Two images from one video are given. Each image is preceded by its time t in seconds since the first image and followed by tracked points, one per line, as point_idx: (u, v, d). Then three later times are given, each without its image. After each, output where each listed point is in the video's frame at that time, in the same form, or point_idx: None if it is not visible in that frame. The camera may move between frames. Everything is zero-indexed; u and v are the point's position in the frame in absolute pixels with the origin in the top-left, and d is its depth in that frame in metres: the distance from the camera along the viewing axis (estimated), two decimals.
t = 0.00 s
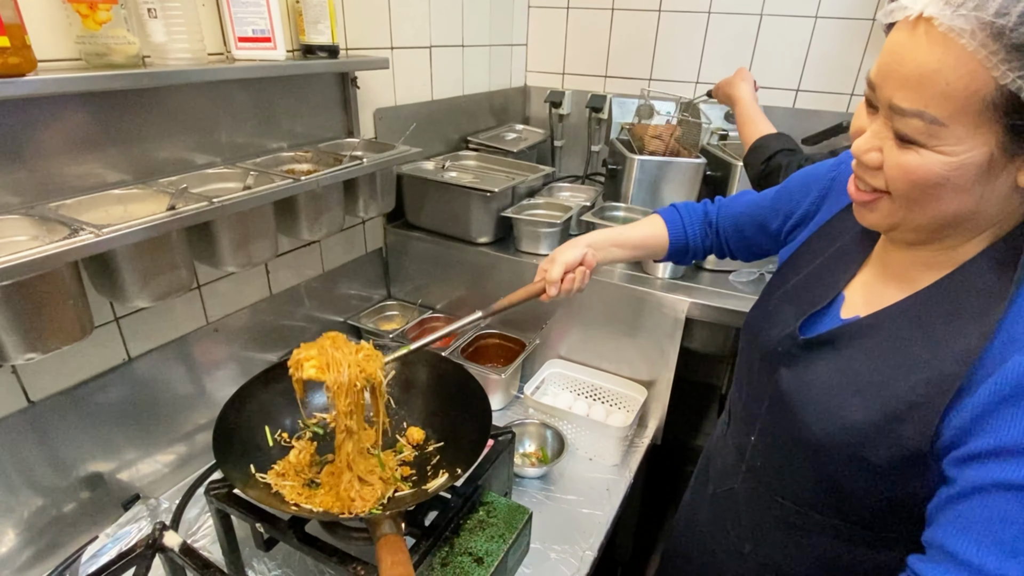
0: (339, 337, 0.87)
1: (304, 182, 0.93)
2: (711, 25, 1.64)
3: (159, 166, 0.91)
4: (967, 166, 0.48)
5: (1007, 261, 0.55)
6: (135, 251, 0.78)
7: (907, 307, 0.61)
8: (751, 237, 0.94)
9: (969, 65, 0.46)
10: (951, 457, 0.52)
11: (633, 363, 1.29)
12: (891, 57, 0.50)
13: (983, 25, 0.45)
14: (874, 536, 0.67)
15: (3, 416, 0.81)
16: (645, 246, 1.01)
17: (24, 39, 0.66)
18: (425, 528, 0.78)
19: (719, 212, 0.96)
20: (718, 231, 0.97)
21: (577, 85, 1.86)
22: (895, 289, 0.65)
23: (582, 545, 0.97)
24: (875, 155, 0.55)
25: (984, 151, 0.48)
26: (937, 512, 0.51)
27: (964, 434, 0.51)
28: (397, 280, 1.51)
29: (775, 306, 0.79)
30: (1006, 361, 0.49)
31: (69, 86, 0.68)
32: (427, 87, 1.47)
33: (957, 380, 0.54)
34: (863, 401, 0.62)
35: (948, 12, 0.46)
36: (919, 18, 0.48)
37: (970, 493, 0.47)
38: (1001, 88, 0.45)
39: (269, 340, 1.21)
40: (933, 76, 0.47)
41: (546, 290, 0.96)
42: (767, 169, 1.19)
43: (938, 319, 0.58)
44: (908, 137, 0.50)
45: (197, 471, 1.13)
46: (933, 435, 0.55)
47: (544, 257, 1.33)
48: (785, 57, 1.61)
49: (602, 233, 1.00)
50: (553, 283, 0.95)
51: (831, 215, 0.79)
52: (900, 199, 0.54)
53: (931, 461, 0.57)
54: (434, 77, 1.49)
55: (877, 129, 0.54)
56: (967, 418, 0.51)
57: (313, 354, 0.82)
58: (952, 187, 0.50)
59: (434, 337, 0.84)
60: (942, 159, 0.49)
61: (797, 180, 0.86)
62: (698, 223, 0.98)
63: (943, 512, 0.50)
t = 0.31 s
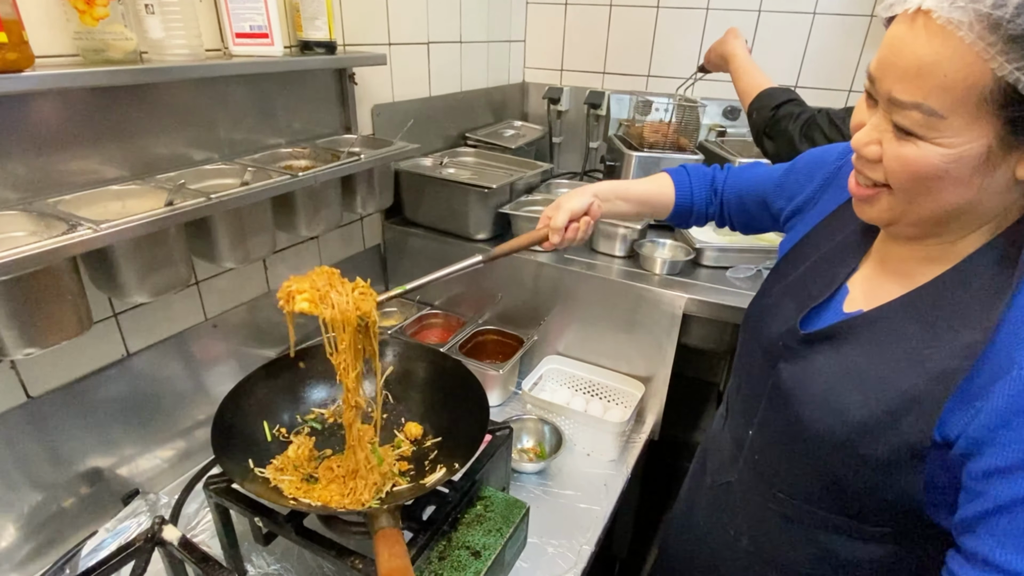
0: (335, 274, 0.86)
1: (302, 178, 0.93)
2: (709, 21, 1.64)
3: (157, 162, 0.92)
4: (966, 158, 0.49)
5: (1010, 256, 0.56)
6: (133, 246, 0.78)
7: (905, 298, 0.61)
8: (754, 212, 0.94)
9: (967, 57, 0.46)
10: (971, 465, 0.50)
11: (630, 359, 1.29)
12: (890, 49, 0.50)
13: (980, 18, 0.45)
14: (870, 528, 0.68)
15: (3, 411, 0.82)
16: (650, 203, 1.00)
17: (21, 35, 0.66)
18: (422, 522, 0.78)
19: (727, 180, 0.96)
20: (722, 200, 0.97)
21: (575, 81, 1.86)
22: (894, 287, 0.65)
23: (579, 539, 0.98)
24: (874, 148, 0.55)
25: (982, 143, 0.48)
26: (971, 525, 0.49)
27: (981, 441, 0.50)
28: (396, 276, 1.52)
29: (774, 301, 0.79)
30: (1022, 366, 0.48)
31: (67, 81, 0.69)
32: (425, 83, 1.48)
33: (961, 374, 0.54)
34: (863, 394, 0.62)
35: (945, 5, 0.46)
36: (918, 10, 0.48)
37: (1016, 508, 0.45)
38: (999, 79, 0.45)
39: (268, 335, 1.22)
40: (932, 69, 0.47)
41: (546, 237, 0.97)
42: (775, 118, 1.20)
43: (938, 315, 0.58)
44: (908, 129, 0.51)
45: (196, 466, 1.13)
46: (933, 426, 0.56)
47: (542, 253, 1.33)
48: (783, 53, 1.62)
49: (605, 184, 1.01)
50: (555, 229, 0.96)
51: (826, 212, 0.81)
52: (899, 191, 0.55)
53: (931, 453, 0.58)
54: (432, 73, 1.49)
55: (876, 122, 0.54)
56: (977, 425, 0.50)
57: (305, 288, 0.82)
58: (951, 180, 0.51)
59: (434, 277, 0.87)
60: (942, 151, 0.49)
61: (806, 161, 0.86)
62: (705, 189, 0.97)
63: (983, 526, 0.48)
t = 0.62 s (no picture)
0: (333, 251, 0.87)
1: (301, 175, 0.94)
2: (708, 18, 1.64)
3: (156, 160, 0.92)
4: (942, 155, 0.50)
5: (990, 252, 0.57)
6: (132, 243, 0.78)
7: (889, 293, 0.62)
8: (750, 196, 0.95)
9: (939, 57, 0.47)
10: (954, 459, 0.51)
11: (628, 356, 1.30)
12: (865, 50, 0.51)
13: (949, 18, 0.46)
14: (862, 522, 0.68)
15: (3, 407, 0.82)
16: (649, 179, 1.01)
17: (20, 32, 0.66)
18: (421, 517, 0.78)
19: (726, 162, 0.97)
20: (720, 180, 0.98)
21: (574, 78, 1.86)
22: (878, 281, 0.66)
23: (578, 534, 0.98)
24: (856, 146, 0.56)
25: (958, 140, 0.49)
26: (958, 514, 0.51)
27: (963, 437, 0.50)
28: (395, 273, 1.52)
29: (763, 297, 0.80)
30: (1005, 361, 0.48)
31: (66, 79, 0.69)
32: (424, 80, 1.48)
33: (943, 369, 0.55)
34: (847, 389, 0.63)
35: (917, 7, 0.47)
36: (891, 12, 0.49)
37: (1003, 501, 0.46)
38: (970, 77, 0.46)
39: (267, 332, 1.22)
40: (905, 69, 0.48)
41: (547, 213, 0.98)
42: (785, 93, 1.21)
43: (919, 309, 0.59)
44: (886, 128, 0.52)
45: (196, 463, 1.14)
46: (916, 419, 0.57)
47: (541, 250, 1.33)
48: (781, 51, 1.62)
49: (607, 159, 1.01)
50: (556, 205, 0.97)
51: (817, 206, 0.82)
52: (882, 188, 0.56)
53: (914, 446, 0.58)
54: (430, 70, 1.49)
55: (857, 121, 0.55)
56: (958, 421, 0.50)
57: (304, 265, 0.82)
58: (931, 177, 0.51)
59: (429, 254, 0.88)
60: (919, 149, 0.50)
61: (804, 149, 0.86)
62: (705, 170, 0.99)
63: (971, 516, 0.49)
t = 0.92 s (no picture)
0: (328, 274, 0.87)
1: (301, 171, 0.94)
2: (708, 15, 1.64)
3: (156, 156, 0.92)
4: (918, 151, 0.51)
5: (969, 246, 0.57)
6: (133, 239, 0.78)
7: (882, 289, 0.62)
8: (738, 198, 0.95)
9: (909, 55, 0.48)
10: (937, 449, 0.52)
11: (629, 353, 1.30)
12: (839, 51, 0.52)
13: (915, 17, 0.47)
14: (860, 518, 0.68)
15: (4, 403, 0.82)
16: (639, 188, 1.01)
17: (21, 27, 0.66)
18: (422, 513, 0.79)
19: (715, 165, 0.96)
20: (710, 182, 0.97)
21: (575, 75, 1.86)
22: (865, 278, 0.66)
23: (579, 530, 0.99)
24: (835, 145, 0.57)
25: (933, 136, 0.50)
26: (941, 504, 0.52)
27: (945, 427, 0.51)
28: (395, 270, 1.52)
29: (752, 295, 0.80)
30: (985, 353, 0.50)
31: (66, 74, 0.69)
32: (424, 77, 1.48)
33: (923, 361, 0.56)
34: (835, 383, 0.63)
35: (885, 7, 0.48)
36: (861, 13, 0.51)
37: (984, 489, 0.48)
38: (940, 74, 0.48)
39: (268, 329, 1.22)
40: (878, 68, 0.49)
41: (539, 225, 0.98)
42: (774, 113, 1.20)
43: (903, 304, 0.60)
44: (862, 126, 0.53)
45: (197, 459, 1.14)
46: (900, 411, 0.58)
47: (541, 247, 1.34)
48: (781, 48, 1.62)
49: (597, 168, 1.01)
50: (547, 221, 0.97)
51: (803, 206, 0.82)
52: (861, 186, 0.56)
53: (899, 439, 0.59)
54: (431, 67, 1.49)
55: (835, 121, 0.56)
56: (939, 411, 0.52)
57: (304, 294, 0.82)
58: (908, 172, 0.52)
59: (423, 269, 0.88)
60: (895, 145, 0.51)
61: (791, 151, 0.85)
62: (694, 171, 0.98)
63: (953, 505, 0.50)
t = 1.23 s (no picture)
0: (326, 312, 0.87)
1: (302, 167, 0.93)
2: (709, 11, 1.64)
3: (157, 152, 0.92)
4: (902, 145, 0.51)
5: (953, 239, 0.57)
6: (133, 234, 0.78)
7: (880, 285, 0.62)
8: (728, 197, 0.95)
9: (892, 49, 0.48)
10: (925, 443, 0.53)
11: (629, 350, 1.30)
12: (823, 45, 0.52)
13: (898, 11, 0.47)
14: (859, 513, 0.68)
15: (6, 398, 0.82)
16: (627, 196, 1.02)
17: (21, 22, 0.66)
18: (423, 508, 0.79)
19: (704, 165, 0.96)
20: (699, 183, 0.97)
21: (575, 72, 1.86)
22: (855, 274, 0.66)
23: (578, 526, 0.99)
24: (820, 140, 0.56)
25: (916, 130, 0.50)
26: (930, 496, 0.53)
27: (933, 421, 0.52)
28: (395, 268, 1.52)
29: (740, 295, 0.79)
30: (970, 348, 0.50)
31: (67, 69, 0.69)
32: (425, 73, 1.47)
33: (910, 356, 0.56)
34: (823, 378, 0.64)
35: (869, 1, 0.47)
36: (846, 7, 0.50)
37: (970, 482, 0.49)
38: (924, 68, 0.47)
39: (268, 326, 1.22)
40: (862, 62, 0.49)
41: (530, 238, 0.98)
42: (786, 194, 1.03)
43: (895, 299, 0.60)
44: (846, 121, 0.52)
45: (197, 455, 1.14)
46: (890, 406, 0.58)
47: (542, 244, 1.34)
48: (782, 44, 1.61)
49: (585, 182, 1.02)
50: (538, 240, 0.98)
51: (792, 201, 0.81)
52: (846, 181, 0.56)
53: (889, 434, 0.60)
54: (431, 63, 1.49)
55: (819, 115, 0.56)
56: (927, 405, 0.53)
57: (313, 343, 0.83)
58: (892, 167, 0.52)
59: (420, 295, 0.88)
60: (879, 140, 0.51)
61: (778, 148, 0.86)
62: (683, 172, 0.98)
63: (941, 497, 0.51)
